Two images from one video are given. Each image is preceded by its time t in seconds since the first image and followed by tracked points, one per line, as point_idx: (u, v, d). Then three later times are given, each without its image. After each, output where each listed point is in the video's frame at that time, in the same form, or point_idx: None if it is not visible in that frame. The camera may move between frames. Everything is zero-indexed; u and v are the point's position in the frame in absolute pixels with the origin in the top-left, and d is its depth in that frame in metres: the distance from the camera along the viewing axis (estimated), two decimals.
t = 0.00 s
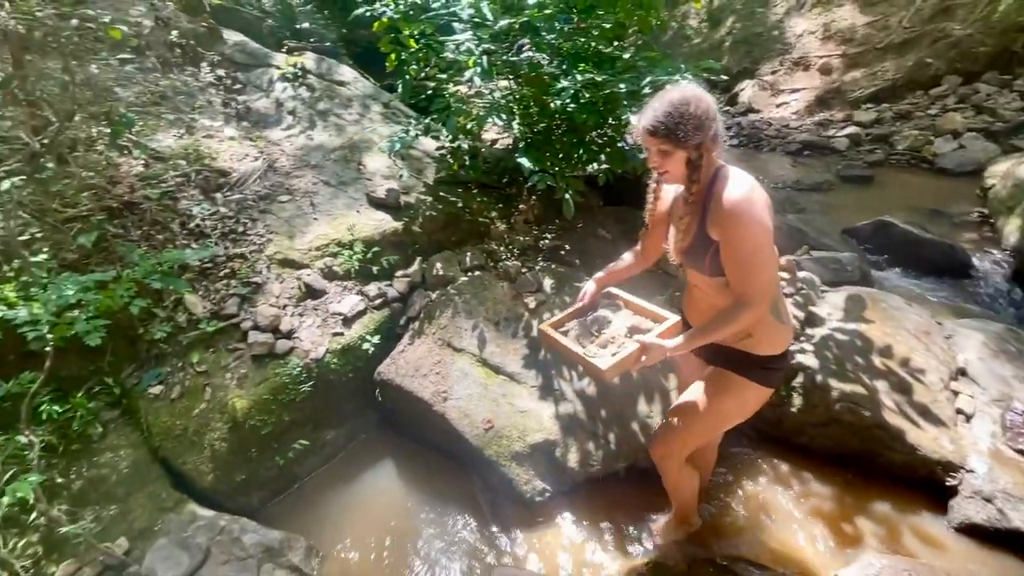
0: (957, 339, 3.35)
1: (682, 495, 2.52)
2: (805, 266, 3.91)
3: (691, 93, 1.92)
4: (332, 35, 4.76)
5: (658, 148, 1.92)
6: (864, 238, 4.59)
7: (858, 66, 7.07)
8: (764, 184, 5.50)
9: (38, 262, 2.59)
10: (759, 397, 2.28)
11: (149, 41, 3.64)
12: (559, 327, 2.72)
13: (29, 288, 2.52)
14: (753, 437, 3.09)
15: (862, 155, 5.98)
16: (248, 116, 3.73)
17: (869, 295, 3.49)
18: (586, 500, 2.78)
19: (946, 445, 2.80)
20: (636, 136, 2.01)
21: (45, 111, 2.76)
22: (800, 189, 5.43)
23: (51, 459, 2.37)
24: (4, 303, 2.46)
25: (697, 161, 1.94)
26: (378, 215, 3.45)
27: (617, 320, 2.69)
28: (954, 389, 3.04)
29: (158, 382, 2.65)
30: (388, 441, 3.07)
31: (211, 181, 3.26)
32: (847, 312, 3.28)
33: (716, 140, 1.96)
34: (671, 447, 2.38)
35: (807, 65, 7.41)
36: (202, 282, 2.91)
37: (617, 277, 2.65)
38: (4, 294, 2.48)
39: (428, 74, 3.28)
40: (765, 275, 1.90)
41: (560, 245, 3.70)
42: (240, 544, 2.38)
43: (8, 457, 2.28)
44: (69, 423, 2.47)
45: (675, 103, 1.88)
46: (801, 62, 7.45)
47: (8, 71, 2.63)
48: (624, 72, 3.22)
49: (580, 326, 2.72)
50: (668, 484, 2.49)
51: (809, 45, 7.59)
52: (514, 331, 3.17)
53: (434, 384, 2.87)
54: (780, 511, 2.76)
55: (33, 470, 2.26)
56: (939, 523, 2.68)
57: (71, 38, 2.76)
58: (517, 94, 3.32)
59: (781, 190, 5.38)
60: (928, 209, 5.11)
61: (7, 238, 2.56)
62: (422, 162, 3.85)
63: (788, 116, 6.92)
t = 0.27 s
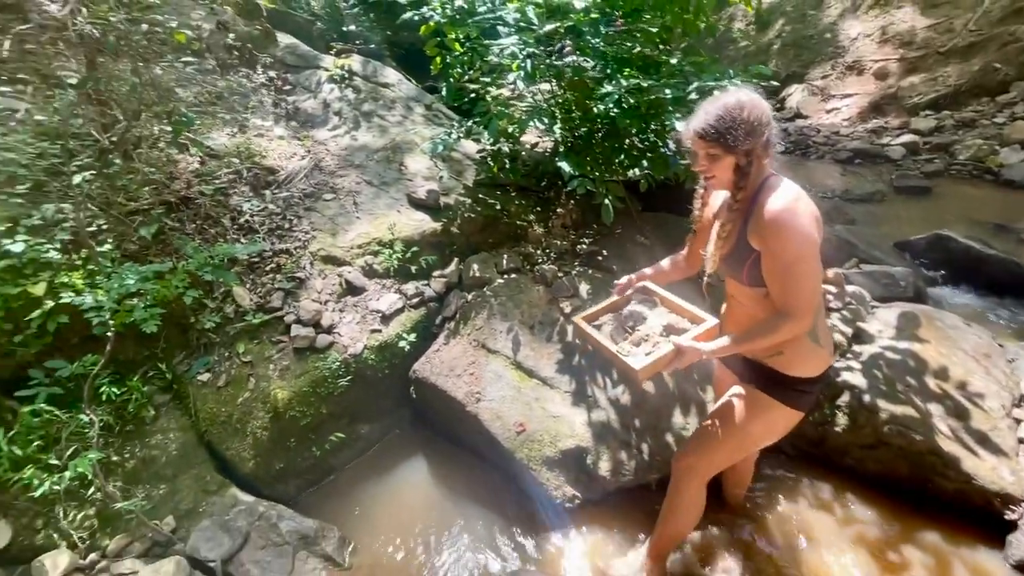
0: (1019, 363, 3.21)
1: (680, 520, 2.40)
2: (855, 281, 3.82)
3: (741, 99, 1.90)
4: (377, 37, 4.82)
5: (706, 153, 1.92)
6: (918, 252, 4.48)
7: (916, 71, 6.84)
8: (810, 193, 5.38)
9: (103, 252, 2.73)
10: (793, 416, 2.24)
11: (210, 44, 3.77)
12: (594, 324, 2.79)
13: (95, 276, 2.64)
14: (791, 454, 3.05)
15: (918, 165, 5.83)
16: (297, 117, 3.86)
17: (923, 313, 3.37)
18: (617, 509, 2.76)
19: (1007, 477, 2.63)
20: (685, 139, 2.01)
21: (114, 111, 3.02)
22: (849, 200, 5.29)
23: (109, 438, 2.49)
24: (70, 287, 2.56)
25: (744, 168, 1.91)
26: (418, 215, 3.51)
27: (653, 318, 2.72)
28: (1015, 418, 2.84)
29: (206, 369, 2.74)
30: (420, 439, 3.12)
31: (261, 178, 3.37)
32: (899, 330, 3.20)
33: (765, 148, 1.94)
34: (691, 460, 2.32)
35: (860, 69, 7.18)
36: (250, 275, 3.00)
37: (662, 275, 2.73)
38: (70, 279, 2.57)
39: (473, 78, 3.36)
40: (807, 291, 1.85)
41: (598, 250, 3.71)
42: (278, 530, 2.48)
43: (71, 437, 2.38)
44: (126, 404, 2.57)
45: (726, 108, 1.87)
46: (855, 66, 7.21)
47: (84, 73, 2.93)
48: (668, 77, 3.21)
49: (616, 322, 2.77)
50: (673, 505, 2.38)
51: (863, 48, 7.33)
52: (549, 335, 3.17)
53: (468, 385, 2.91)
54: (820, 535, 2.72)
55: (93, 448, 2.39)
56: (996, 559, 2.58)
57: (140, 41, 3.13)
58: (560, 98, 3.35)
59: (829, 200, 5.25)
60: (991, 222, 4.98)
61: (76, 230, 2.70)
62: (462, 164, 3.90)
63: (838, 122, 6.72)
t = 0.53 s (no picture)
0: None
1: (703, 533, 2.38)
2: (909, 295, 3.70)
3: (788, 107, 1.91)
4: (420, 40, 4.94)
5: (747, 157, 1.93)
6: (979, 269, 4.33)
7: (980, 76, 6.56)
8: (859, 202, 5.23)
9: (162, 244, 2.85)
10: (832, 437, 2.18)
11: (264, 46, 3.90)
12: (619, 309, 2.79)
13: (153, 267, 2.75)
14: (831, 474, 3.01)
15: (980, 175, 5.69)
16: (341, 117, 3.93)
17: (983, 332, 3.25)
18: (647, 518, 2.76)
19: None
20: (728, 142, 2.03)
21: (174, 109, 3.19)
22: (902, 211, 5.12)
23: (160, 421, 2.59)
24: (131, 276, 2.67)
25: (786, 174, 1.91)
26: (457, 216, 3.54)
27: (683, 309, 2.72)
28: None
29: (251, 360, 2.83)
30: (452, 436, 3.17)
31: (306, 177, 3.46)
32: (957, 350, 3.10)
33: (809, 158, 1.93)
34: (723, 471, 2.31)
35: (918, 74, 6.98)
36: (294, 270, 3.08)
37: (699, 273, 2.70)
38: (131, 269, 2.68)
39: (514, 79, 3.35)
40: (846, 304, 1.81)
41: (636, 256, 3.70)
42: (314, 519, 2.57)
43: (125, 417, 2.50)
44: (176, 389, 2.67)
45: (770, 114, 1.89)
46: (912, 70, 7.02)
47: (150, 74, 3.14)
48: (714, 82, 3.19)
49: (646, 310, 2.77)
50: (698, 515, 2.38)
51: (922, 51, 7.07)
52: (584, 339, 3.17)
53: (501, 386, 2.94)
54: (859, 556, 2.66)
55: (147, 429, 2.50)
56: None
57: (203, 44, 3.36)
58: (602, 101, 3.33)
59: (879, 210, 5.09)
60: None
61: (137, 223, 2.82)
62: (501, 167, 3.94)
63: (892, 129, 6.60)
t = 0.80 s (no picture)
0: None
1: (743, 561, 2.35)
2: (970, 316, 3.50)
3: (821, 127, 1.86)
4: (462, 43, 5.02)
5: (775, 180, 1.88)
6: None
7: None
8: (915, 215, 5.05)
9: (218, 240, 2.98)
10: (879, 471, 2.09)
11: (317, 51, 4.07)
12: (641, 319, 2.82)
13: (209, 261, 2.87)
14: (880, 501, 2.98)
15: None
16: (387, 120, 4.02)
17: None
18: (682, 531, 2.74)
19: None
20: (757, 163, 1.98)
21: (233, 112, 3.39)
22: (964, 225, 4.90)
23: (209, 408, 2.69)
24: (188, 270, 2.78)
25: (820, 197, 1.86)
26: (496, 220, 3.57)
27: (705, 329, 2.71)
28: None
29: (295, 354, 2.91)
30: (486, 437, 3.20)
31: (352, 177, 3.54)
32: None
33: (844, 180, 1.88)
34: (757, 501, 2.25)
35: (986, 79, 6.22)
36: (339, 268, 3.16)
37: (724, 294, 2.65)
38: (189, 262, 2.80)
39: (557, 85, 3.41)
40: (882, 332, 1.74)
41: (678, 264, 3.67)
42: (349, 512, 2.63)
43: (178, 403, 2.60)
44: (224, 377, 2.76)
45: (799, 135, 1.83)
46: (980, 75, 6.26)
47: (212, 78, 3.43)
48: (767, 91, 3.06)
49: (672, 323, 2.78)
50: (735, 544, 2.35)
51: (990, 56, 6.31)
52: (622, 348, 3.15)
53: (538, 391, 2.95)
54: None
55: (197, 415, 2.60)
56: None
57: (264, 49, 3.65)
58: (648, 108, 3.38)
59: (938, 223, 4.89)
60: None
61: (195, 220, 2.98)
62: (542, 171, 3.96)
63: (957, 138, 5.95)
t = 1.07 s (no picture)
0: None
1: None
2: None
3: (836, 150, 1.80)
4: (502, 44, 5.06)
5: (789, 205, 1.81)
6: None
7: None
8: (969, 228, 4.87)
9: (263, 236, 3.06)
10: (895, 508, 2.03)
11: (361, 54, 4.17)
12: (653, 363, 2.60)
13: (254, 256, 2.95)
14: (937, 526, 2.86)
15: None
16: (426, 121, 4.09)
17: None
18: (715, 545, 2.67)
19: None
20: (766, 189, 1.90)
21: (281, 112, 3.44)
22: None
23: (249, 398, 2.78)
24: (234, 263, 2.87)
25: (834, 225, 1.81)
26: (531, 222, 3.58)
27: (714, 372, 2.53)
28: None
29: (332, 347, 2.98)
30: (514, 440, 3.23)
31: (391, 177, 3.61)
32: None
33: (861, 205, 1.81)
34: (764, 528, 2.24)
35: None
36: (376, 266, 3.22)
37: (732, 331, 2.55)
38: (235, 257, 2.88)
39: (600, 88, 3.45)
40: (892, 375, 1.69)
41: (716, 272, 3.63)
42: (380, 506, 2.67)
43: (222, 391, 2.69)
44: (264, 368, 2.85)
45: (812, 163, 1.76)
46: None
47: (263, 80, 3.44)
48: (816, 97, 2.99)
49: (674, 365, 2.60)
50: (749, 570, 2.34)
51: None
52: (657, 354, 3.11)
53: (568, 395, 2.96)
54: None
55: (240, 404, 2.69)
56: None
57: (313, 52, 3.65)
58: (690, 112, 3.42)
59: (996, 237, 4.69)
60: None
61: (242, 215, 3.07)
62: (579, 174, 3.96)
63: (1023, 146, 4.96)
